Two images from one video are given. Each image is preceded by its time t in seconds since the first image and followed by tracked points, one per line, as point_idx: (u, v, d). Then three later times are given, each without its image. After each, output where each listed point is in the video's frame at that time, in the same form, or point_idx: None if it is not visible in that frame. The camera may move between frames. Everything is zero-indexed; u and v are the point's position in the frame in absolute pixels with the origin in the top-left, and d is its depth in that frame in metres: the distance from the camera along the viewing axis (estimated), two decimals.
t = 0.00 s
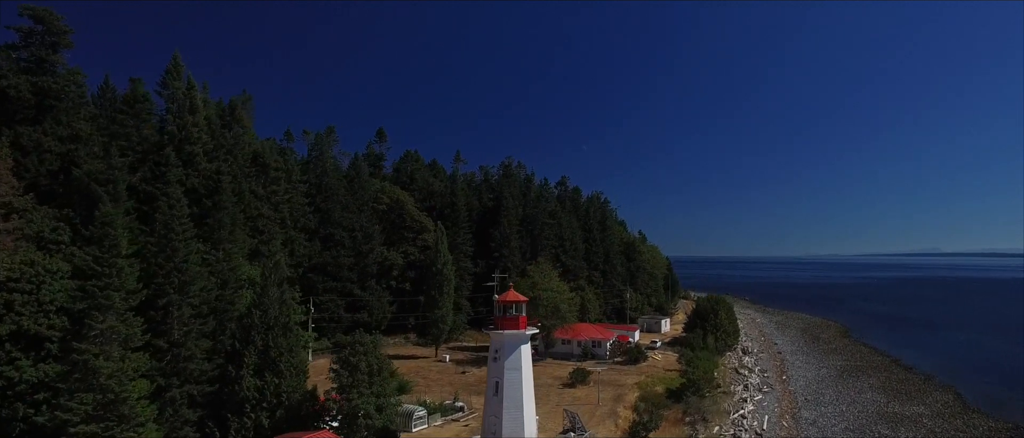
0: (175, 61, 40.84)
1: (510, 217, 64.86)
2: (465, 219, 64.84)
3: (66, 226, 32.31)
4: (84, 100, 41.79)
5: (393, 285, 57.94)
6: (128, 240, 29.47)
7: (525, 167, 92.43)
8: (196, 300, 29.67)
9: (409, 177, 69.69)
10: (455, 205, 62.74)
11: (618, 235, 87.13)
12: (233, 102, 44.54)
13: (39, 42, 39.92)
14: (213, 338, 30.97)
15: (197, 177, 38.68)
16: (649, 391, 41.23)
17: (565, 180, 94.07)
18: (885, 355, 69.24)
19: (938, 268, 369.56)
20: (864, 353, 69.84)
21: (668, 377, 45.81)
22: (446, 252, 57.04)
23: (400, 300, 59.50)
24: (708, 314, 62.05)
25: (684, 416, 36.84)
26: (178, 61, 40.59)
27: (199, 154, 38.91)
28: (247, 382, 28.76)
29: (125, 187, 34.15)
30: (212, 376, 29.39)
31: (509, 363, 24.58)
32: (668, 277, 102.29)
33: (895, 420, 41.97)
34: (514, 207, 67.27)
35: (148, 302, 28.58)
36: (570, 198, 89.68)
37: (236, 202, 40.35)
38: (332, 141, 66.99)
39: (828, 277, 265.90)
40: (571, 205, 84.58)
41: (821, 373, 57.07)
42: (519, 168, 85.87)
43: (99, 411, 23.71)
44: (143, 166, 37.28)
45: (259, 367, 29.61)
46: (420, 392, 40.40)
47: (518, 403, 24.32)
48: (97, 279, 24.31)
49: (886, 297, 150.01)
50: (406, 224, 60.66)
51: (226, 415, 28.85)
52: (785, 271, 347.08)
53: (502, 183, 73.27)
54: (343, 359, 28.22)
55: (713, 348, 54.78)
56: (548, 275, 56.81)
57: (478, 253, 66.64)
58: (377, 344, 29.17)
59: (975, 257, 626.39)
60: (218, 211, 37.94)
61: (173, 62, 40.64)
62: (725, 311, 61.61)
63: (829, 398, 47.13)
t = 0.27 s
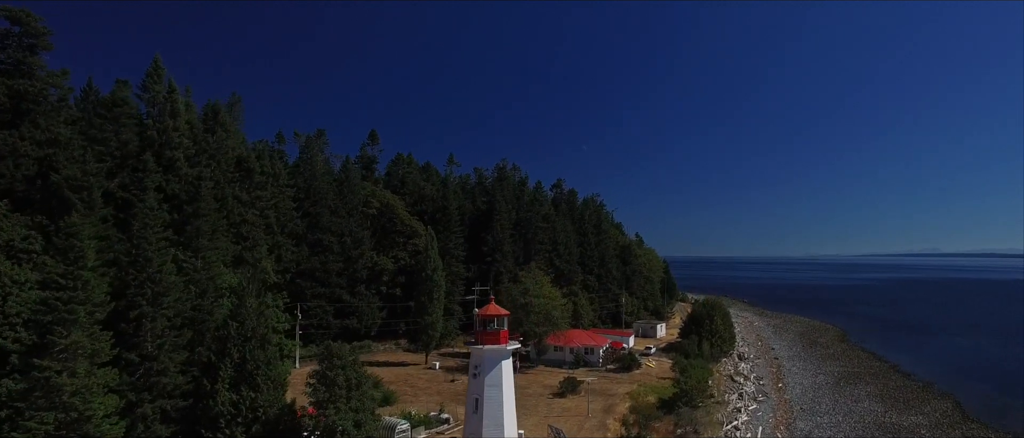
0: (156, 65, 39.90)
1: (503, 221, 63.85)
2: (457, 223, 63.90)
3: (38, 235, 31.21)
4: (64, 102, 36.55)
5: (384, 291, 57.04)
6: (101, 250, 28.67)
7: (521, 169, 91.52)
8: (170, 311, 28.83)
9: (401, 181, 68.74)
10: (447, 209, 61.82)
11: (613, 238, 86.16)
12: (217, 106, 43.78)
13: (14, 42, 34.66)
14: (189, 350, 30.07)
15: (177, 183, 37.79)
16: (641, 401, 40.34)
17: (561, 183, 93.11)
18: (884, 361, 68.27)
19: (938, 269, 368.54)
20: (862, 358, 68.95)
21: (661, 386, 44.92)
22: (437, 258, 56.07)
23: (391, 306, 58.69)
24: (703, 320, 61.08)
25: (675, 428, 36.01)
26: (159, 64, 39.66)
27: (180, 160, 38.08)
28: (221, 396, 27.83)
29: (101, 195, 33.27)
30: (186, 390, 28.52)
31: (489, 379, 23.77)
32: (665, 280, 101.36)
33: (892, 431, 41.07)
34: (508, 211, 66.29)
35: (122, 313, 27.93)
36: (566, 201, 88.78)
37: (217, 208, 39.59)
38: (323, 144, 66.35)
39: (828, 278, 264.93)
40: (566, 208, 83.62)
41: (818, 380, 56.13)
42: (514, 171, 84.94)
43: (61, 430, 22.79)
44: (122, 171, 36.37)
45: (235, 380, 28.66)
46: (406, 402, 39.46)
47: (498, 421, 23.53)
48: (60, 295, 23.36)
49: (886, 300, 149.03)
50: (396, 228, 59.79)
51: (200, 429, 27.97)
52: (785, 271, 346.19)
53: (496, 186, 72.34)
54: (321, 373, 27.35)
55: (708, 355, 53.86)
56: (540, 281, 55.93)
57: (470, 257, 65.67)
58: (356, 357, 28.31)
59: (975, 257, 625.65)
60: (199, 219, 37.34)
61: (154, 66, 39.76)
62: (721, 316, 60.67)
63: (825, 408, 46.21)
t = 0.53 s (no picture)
0: (135, 67, 38.72)
1: (495, 225, 62.88)
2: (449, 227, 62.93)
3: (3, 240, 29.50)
4: (44, 104, 32.59)
5: (373, 297, 56.23)
6: (69, 261, 27.75)
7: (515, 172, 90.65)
8: (142, 324, 27.92)
9: (392, 185, 67.85)
10: (438, 213, 60.83)
11: (609, 242, 85.34)
12: (199, 111, 42.81)
13: None
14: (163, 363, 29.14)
15: (156, 190, 36.88)
16: (632, 412, 39.45)
17: (555, 186, 92.33)
18: (882, 367, 67.37)
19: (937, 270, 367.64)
20: (860, 364, 68.02)
21: (654, 395, 44.06)
22: (427, 263, 55.11)
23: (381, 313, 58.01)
24: (698, 326, 60.16)
25: None
26: (139, 66, 38.41)
27: (160, 166, 37.18)
28: (196, 411, 26.86)
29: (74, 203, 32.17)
30: (159, 405, 27.56)
31: (468, 397, 23.12)
32: (662, 284, 100.55)
33: None
34: (501, 214, 65.32)
35: (92, 326, 27.14)
36: (561, 204, 87.92)
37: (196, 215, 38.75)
38: (313, 147, 65.39)
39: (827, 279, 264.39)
40: (560, 212, 82.82)
41: (815, 388, 55.27)
42: (508, 174, 84.05)
43: None
44: (99, 176, 35.02)
45: (210, 394, 27.60)
46: (391, 413, 38.49)
47: None
48: (22, 311, 22.35)
49: (886, 302, 147.95)
50: (387, 233, 58.82)
51: None
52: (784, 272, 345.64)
53: (489, 190, 71.44)
54: (297, 388, 26.52)
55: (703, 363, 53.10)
56: (532, 287, 55.03)
57: (463, 262, 64.75)
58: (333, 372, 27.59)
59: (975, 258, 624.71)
60: (178, 226, 36.41)
61: (134, 68, 38.57)
62: (716, 322, 59.78)
63: (822, 418, 45.33)
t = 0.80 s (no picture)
0: (113, 70, 37.86)
1: (488, 229, 61.86)
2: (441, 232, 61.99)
3: None
4: (22, 108, 31.89)
5: (362, 302, 55.35)
6: (36, 272, 26.77)
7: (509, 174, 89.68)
8: (111, 337, 27.19)
9: (383, 188, 66.94)
10: (429, 218, 59.84)
11: (603, 245, 84.41)
12: (181, 116, 41.96)
13: None
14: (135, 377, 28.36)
15: (133, 197, 35.98)
16: (622, 422, 38.52)
17: (550, 189, 91.42)
18: (880, 373, 66.35)
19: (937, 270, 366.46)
20: (857, 370, 67.01)
21: (645, 405, 43.13)
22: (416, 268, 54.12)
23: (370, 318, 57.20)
24: (693, 332, 59.21)
25: None
26: (117, 69, 37.47)
27: (139, 171, 36.36)
28: (166, 428, 26.00)
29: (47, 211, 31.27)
30: (129, 421, 26.64)
31: (445, 415, 22.42)
32: (659, 286, 99.64)
33: None
34: (493, 218, 64.33)
35: (59, 339, 26.25)
36: (555, 208, 86.95)
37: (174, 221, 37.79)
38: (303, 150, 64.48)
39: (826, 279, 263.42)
40: (554, 215, 81.89)
41: (811, 395, 54.34)
42: (502, 177, 83.09)
43: None
44: (76, 181, 33.60)
45: (182, 409, 26.74)
46: (376, 424, 37.49)
47: None
48: None
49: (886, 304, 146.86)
50: (376, 237, 57.81)
51: None
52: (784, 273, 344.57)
53: (482, 193, 70.49)
54: (271, 405, 25.60)
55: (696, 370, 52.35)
56: (523, 293, 54.07)
57: (454, 266, 63.80)
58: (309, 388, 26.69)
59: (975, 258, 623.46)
60: (153, 235, 35.41)
61: (112, 71, 37.64)
62: (711, 328, 58.83)
63: (816, 427, 44.41)
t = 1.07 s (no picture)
0: (90, 73, 36.89)
1: (479, 233, 60.92)
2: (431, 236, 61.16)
3: None
4: None
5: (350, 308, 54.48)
6: None
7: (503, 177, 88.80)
8: (77, 351, 26.29)
9: (374, 192, 66.09)
10: (419, 222, 58.95)
11: (598, 248, 83.52)
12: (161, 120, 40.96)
13: None
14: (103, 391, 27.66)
15: (108, 203, 35.04)
16: (611, 434, 37.67)
17: (545, 192, 90.53)
18: (877, 378, 65.47)
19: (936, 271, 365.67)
20: (853, 375, 66.17)
21: (637, 414, 42.24)
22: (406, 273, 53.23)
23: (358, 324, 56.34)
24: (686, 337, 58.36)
25: None
26: (92, 72, 36.48)
27: (115, 177, 35.39)
28: None
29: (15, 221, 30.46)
30: None
31: (421, 435, 21.59)
32: (655, 289, 98.67)
33: None
34: (485, 222, 63.49)
35: (22, 354, 25.42)
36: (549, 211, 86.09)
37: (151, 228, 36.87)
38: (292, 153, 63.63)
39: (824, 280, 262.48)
40: (548, 219, 81.00)
41: (805, 402, 53.50)
42: (495, 179, 82.22)
43: None
44: (49, 192, 32.55)
45: (152, 425, 25.82)
46: (359, 435, 36.58)
47: None
48: None
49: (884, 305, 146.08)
50: (365, 242, 56.90)
51: None
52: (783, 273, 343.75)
53: (473, 197, 69.55)
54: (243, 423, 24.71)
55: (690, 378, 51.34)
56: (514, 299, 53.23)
57: (445, 271, 62.95)
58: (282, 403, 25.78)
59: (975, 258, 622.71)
60: (128, 244, 34.84)
61: (87, 74, 36.69)
62: (705, 334, 57.95)
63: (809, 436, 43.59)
